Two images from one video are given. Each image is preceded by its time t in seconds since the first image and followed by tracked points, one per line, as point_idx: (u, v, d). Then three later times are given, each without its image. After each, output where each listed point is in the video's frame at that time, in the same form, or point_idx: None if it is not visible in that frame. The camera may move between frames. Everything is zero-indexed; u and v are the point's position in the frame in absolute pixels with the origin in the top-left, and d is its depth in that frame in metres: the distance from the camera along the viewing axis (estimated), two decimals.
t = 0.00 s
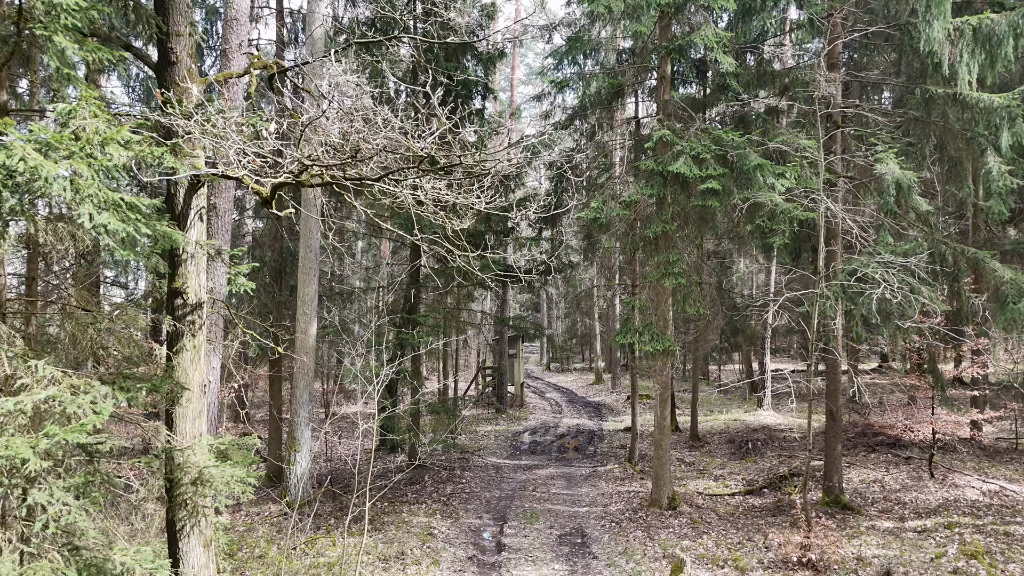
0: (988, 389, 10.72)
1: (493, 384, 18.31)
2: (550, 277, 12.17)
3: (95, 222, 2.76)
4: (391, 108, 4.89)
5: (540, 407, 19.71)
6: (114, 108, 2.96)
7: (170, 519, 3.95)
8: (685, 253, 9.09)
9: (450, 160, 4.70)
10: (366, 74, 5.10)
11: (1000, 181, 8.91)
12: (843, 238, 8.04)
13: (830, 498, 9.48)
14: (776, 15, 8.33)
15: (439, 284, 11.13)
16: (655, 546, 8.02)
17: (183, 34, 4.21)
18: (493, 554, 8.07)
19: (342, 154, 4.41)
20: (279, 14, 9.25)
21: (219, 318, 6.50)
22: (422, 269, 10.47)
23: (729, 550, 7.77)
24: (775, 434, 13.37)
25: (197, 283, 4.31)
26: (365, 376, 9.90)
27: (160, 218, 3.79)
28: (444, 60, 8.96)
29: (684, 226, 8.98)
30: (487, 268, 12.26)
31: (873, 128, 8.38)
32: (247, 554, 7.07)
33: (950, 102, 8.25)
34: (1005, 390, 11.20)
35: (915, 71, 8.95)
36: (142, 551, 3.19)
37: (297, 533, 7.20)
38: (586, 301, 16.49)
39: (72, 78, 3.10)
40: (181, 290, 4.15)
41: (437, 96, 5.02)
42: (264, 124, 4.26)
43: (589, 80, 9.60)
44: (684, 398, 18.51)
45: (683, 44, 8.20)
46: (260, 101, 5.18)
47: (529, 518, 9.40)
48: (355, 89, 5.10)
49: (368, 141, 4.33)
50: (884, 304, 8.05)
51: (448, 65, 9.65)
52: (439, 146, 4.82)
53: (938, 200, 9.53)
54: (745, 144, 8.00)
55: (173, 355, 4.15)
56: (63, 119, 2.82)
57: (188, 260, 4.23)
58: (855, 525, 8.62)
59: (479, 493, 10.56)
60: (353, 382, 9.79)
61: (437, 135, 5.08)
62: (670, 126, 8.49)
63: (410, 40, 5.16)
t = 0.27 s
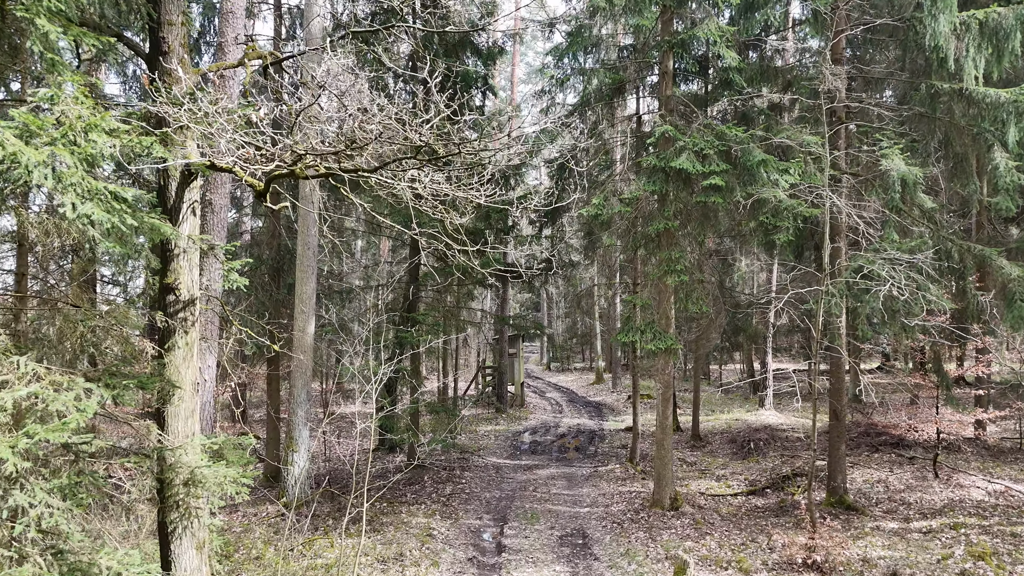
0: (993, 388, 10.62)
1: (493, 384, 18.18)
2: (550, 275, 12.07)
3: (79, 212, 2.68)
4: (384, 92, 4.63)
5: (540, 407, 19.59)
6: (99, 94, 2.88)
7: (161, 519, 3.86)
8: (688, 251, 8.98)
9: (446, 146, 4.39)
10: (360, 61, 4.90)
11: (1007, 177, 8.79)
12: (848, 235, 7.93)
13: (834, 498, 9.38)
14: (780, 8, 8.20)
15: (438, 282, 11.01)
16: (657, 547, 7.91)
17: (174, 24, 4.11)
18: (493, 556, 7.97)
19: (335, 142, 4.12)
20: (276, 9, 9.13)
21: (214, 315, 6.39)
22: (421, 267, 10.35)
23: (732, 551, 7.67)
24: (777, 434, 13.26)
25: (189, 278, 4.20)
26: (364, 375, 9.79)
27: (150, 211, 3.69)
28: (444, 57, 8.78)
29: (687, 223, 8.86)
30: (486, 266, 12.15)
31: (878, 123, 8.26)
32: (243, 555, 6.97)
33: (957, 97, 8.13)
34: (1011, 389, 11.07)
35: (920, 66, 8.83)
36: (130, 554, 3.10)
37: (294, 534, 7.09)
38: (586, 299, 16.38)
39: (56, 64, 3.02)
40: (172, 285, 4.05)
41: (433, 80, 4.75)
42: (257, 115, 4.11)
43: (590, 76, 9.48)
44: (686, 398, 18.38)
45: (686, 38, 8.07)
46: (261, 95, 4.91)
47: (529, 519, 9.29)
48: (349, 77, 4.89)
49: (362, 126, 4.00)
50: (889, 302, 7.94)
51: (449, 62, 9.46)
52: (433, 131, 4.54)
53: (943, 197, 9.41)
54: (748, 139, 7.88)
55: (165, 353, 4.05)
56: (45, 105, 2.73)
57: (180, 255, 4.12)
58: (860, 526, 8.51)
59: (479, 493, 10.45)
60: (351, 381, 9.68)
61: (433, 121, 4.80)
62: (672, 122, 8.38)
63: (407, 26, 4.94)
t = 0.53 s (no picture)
0: (998, 389, 10.51)
1: (493, 384, 18.06)
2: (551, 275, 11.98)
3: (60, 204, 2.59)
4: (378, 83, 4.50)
5: (540, 407, 19.48)
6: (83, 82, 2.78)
7: (152, 523, 3.77)
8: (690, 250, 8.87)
9: (443, 137, 4.21)
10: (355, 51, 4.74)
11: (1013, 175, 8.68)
12: (852, 233, 7.82)
13: (838, 499, 9.28)
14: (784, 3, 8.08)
15: (438, 281, 10.90)
16: (660, 549, 7.81)
17: (165, 14, 3.99)
18: (493, 558, 7.87)
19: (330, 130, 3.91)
20: (273, 5, 9.02)
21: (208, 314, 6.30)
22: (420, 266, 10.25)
23: (736, 554, 7.56)
24: (779, 434, 13.16)
25: (181, 276, 4.10)
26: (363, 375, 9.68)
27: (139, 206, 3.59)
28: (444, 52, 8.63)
29: (689, 221, 8.76)
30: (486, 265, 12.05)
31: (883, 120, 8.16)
32: (240, 558, 6.87)
33: (963, 93, 8.02)
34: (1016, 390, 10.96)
35: (926, 62, 8.71)
36: (116, 561, 3.01)
37: (291, 537, 6.99)
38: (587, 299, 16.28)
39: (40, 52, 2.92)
40: (163, 284, 3.95)
41: (429, 71, 4.62)
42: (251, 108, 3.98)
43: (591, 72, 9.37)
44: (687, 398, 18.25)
45: (689, 33, 7.96)
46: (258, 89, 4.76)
47: (530, 520, 9.19)
48: (345, 69, 4.75)
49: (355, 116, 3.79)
50: (894, 301, 7.84)
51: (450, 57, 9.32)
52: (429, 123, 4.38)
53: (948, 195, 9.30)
54: (751, 136, 7.78)
55: (156, 353, 3.94)
56: (26, 93, 2.64)
57: (171, 252, 4.02)
58: (864, 528, 8.41)
59: (479, 495, 10.35)
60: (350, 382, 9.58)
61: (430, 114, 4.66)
62: (674, 119, 8.27)
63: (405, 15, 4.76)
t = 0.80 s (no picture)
0: (1002, 389, 10.40)
1: (492, 384, 17.93)
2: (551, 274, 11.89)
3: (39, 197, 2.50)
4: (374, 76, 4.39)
5: (540, 407, 19.37)
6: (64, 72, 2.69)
7: (143, 528, 3.67)
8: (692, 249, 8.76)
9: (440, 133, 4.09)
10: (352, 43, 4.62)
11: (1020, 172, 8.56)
12: (857, 232, 7.71)
13: (842, 501, 9.17)
14: None
15: (437, 280, 10.79)
16: (662, 553, 7.71)
17: (156, 6, 3.89)
18: (492, 561, 7.77)
19: (323, 123, 3.78)
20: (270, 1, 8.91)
21: (203, 314, 6.20)
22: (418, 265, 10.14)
23: (739, 557, 7.46)
24: (781, 435, 13.05)
25: (173, 275, 4.00)
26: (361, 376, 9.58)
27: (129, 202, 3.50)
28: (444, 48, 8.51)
29: (691, 220, 8.65)
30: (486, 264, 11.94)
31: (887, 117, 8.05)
32: (236, 562, 6.77)
33: (968, 90, 7.91)
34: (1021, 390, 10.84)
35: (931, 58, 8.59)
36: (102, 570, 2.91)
37: (288, 540, 6.88)
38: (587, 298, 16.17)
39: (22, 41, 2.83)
40: (155, 282, 3.85)
41: (426, 62, 4.47)
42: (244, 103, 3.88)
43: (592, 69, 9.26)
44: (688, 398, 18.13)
45: (691, 29, 7.85)
46: (253, 83, 4.64)
47: (530, 523, 9.10)
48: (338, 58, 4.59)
49: (349, 109, 3.66)
50: (899, 301, 7.73)
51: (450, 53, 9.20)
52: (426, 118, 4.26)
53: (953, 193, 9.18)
54: (754, 133, 7.67)
55: (147, 353, 3.85)
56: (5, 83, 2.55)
57: (162, 251, 3.92)
58: (869, 531, 8.30)
59: (478, 496, 10.24)
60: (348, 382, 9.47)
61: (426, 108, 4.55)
62: (676, 116, 8.16)
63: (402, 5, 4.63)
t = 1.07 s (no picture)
0: (1008, 390, 10.29)
1: (493, 385, 17.81)
2: (552, 274, 11.82)
3: (14, 192, 2.41)
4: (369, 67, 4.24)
5: (541, 408, 19.26)
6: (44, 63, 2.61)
7: (132, 533, 3.58)
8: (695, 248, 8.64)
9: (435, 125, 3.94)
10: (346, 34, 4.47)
11: None
12: (862, 231, 7.62)
13: (846, 503, 9.07)
14: None
15: (437, 280, 10.69)
16: (664, 556, 7.61)
17: None
18: (492, 565, 7.67)
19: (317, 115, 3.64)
20: None
21: (198, 314, 6.10)
22: (418, 265, 10.04)
23: (743, 561, 7.35)
24: (784, 436, 12.95)
25: (164, 273, 3.90)
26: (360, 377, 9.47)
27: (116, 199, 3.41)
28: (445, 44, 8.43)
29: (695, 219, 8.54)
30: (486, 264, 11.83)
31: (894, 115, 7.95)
32: (232, 566, 6.66)
33: (976, 87, 7.80)
34: None
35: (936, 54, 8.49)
36: None
37: (285, 545, 6.78)
38: (588, 299, 16.07)
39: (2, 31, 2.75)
40: (144, 281, 3.76)
41: (423, 47, 4.25)
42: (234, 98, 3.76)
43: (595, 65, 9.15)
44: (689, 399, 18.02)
45: (694, 25, 7.75)
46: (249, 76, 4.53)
47: (531, 525, 9.00)
48: (332, 45, 4.38)
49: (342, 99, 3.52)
50: (906, 300, 7.61)
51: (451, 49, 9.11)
52: (423, 110, 4.12)
53: (959, 192, 9.08)
54: (758, 131, 7.56)
55: (136, 354, 3.75)
56: None
57: (152, 249, 3.82)
58: (873, 533, 8.21)
59: (478, 499, 10.14)
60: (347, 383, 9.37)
61: (424, 98, 4.36)
62: (680, 113, 8.06)
63: None
